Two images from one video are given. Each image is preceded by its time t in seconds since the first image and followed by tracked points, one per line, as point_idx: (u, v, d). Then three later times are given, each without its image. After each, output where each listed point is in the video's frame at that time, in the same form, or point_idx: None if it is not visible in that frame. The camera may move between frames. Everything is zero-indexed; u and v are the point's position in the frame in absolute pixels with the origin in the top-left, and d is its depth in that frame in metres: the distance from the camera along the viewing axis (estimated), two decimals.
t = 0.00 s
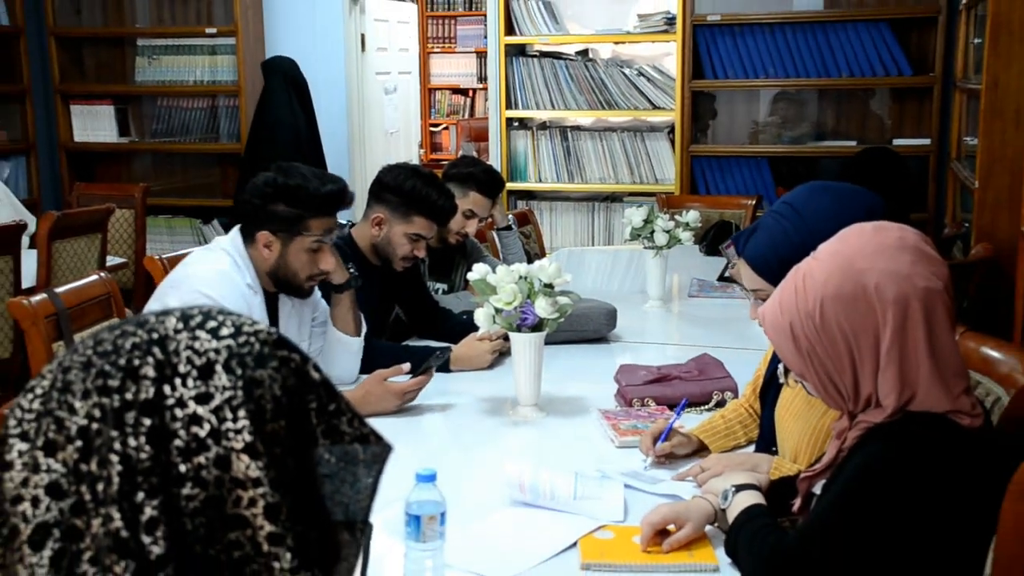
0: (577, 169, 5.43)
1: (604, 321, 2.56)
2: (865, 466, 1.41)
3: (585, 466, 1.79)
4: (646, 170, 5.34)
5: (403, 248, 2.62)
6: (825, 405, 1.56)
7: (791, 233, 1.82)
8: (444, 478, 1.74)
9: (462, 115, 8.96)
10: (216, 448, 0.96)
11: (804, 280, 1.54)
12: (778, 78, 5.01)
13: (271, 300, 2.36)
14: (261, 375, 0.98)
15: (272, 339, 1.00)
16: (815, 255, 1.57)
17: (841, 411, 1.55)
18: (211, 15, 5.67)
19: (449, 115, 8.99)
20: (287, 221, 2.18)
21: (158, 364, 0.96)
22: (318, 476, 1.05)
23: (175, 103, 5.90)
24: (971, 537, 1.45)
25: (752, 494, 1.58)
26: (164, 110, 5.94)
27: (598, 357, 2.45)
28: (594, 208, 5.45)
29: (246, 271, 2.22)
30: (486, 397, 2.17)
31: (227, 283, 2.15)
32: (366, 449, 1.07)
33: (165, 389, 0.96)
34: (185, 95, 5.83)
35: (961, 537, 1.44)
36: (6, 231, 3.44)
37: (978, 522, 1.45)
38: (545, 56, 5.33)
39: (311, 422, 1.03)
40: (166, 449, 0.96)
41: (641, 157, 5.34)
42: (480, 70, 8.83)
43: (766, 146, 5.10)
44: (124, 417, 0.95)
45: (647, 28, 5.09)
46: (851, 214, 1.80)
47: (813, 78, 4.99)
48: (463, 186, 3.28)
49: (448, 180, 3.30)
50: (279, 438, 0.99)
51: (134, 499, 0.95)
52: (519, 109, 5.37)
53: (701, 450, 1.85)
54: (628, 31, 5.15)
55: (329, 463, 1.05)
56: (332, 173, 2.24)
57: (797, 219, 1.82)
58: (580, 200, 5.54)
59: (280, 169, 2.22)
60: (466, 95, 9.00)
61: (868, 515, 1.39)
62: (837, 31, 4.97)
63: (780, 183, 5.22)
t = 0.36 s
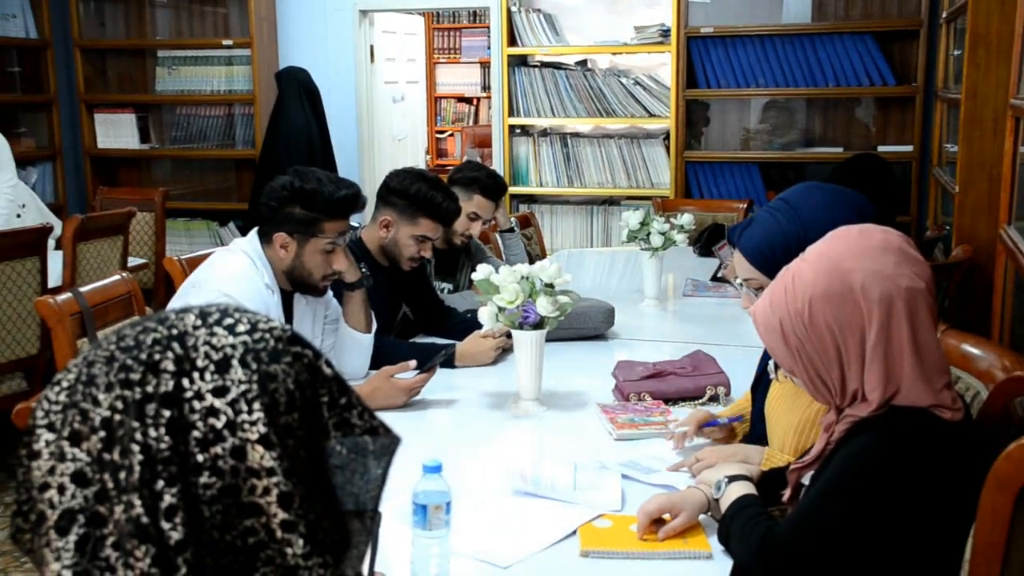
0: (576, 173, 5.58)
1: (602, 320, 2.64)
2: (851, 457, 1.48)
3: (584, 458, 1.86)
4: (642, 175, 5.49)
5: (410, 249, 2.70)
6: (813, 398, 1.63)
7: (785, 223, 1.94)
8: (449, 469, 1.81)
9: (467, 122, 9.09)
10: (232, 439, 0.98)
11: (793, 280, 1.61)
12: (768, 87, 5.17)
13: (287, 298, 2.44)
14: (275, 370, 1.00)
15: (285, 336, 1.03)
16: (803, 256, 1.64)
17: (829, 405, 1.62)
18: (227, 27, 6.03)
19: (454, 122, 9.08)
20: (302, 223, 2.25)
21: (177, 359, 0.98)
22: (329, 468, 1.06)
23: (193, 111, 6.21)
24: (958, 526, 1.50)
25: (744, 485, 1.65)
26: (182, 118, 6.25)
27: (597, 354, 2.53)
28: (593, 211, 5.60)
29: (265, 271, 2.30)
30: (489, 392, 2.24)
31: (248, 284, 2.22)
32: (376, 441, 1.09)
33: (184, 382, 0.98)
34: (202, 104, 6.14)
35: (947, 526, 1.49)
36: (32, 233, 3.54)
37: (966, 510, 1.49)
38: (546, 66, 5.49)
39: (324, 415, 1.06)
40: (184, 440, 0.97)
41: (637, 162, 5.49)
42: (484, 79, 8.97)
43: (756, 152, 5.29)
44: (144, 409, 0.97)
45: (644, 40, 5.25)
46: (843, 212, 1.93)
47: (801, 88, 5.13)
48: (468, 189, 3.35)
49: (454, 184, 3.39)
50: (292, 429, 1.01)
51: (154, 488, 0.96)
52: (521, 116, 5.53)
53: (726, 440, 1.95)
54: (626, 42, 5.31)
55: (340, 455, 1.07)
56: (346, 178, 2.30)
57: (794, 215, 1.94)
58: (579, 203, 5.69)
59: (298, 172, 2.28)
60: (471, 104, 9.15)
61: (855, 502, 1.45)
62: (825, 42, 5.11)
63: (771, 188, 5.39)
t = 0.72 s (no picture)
0: (575, 178, 5.76)
1: (600, 317, 2.71)
2: (838, 447, 1.55)
3: (582, 449, 1.94)
4: (638, 179, 5.68)
5: (415, 250, 2.79)
6: (804, 391, 1.70)
7: (778, 220, 2.06)
8: (453, 461, 1.89)
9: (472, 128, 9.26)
10: (245, 431, 1.02)
11: (785, 277, 1.68)
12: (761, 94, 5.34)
13: (296, 297, 2.51)
14: (287, 365, 1.05)
15: (296, 332, 1.07)
16: (796, 254, 1.71)
17: (820, 397, 1.69)
18: (241, 36, 6.19)
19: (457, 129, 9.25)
20: (310, 225, 2.32)
21: (193, 354, 1.02)
22: (338, 459, 1.11)
23: (209, 118, 6.38)
24: (935, 516, 1.57)
25: (736, 476, 1.73)
26: (198, 124, 6.43)
27: (594, 350, 2.60)
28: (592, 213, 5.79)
29: (274, 269, 2.38)
30: (491, 386, 2.32)
31: (259, 284, 2.29)
32: (384, 433, 1.12)
33: (199, 376, 1.02)
34: (217, 111, 6.33)
35: (926, 514, 1.56)
36: (55, 233, 3.62)
37: (942, 499, 1.56)
38: (546, 74, 5.66)
39: (332, 407, 1.10)
40: (199, 432, 1.02)
41: (633, 167, 5.67)
42: (487, 87, 9.11)
43: (748, 157, 5.46)
44: (161, 402, 1.00)
45: (640, 50, 5.44)
46: (827, 209, 2.07)
47: (791, 95, 5.30)
48: (471, 193, 3.43)
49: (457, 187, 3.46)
50: (302, 421, 1.06)
51: (171, 478, 1.00)
52: (523, 122, 5.71)
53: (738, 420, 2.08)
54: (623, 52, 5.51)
55: (349, 446, 1.11)
56: (353, 182, 2.37)
57: (784, 210, 2.07)
58: (578, 205, 5.88)
59: (307, 176, 2.34)
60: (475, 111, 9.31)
61: (839, 491, 1.52)
62: (812, 52, 5.30)
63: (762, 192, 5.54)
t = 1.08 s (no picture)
0: (573, 183, 6.14)
1: (597, 315, 2.81)
2: (806, 441, 1.61)
3: (581, 441, 2.03)
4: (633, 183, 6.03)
5: (422, 251, 2.88)
6: (771, 369, 1.78)
7: (774, 219, 2.20)
8: (458, 451, 1.98)
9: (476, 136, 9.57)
10: (262, 421, 1.07)
11: (775, 255, 1.75)
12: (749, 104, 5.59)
13: (309, 296, 2.60)
14: (300, 359, 1.10)
15: (309, 328, 1.12)
16: (787, 237, 1.78)
17: (786, 378, 1.76)
18: (258, 49, 6.65)
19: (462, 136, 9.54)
20: (323, 228, 2.42)
21: (212, 349, 1.07)
22: (349, 448, 1.18)
23: (228, 127, 6.81)
24: (904, 502, 1.65)
25: (727, 475, 1.80)
26: (217, 133, 6.87)
27: (592, 346, 2.70)
28: (589, 216, 6.18)
29: (289, 270, 2.48)
30: (494, 381, 2.41)
31: (274, 283, 2.39)
32: (392, 422, 1.20)
33: (218, 370, 1.07)
34: (236, 120, 6.76)
35: (890, 505, 1.65)
36: (83, 236, 3.80)
37: (903, 495, 1.65)
38: (546, 84, 6.02)
39: (342, 399, 1.17)
40: (218, 422, 1.06)
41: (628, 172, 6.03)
42: (490, 96, 9.42)
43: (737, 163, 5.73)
44: (182, 394, 1.05)
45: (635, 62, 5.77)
46: (812, 211, 2.24)
47: (779, 105, 5.56)
48: (475, 197, 3.52)
49: (462, 191, 3.56)
50: (314, 412, 1.11)
51: (193, 465, 1.05)
52: (524, 130, 6.09)
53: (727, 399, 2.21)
54: (618, 64, 5.86)
55: (359, 437, 1.18)
56: (364, 187, 2.46)
57: (778, 209, 2.22)
58: (576, 208, 6.27)
59: (319, 182, 2.44)
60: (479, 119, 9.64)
61: (810, 484, 1.59)
62: (799, 64, 5.56)
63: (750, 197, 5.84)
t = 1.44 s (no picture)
0: (572, 187, 6.42)
1: (594, 312, 2.92)
2: (784, 444, 1.65)
3: (581, 431, 2.15)
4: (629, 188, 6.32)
5: (429, 251, 3.01)
6: (751, 349, 1.83)
7: (764, 219, 2.31)
8: (464, 440, 2.10)
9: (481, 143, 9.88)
10: (278, 411, 1.10)
11: (778, 241, 1.79)
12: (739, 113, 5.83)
13: (322, 295, 2.71)
14: (315, 353, 1.13)
15: (323, 324, 1.16)
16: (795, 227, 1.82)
17: (762, 361, 1.81)
18: (275, 61, 7.08)
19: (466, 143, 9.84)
20: (335, 230, 2.53)
21: (232, 343, 1.10)
22: (361, 437, 1.22)
23: (246, 134, 7.26)
24: (879, 498, 1.70)
25: (712, 471, 1.87)
26: (236, 140, 7.31)
27: (590, 341, 2.81)
28: (586, 218, 6.47)
29: (304, 270, 2.59)
30: (498, 374, 2.52)
31: (289, 282, 2.51)
32: (401, 413, 1.24)
33: (236, 363, 1.10)
34: (254, 128, 7.18)
35: (863, 508, 1.68)
36: (110, 238, 4.06)
37: (885, 483, 1.70)
38: (547, 94, 6.33)
39: (355, 393, 1.21)
40: (236, 412, 1.09)
41: (624, 177, 6.31)
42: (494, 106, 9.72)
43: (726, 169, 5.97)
44: (203, 385, 1.08)
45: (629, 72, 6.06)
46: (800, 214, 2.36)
47: (764, 114, 5.80)
48: (479, 201, 3.62)
49: (467, 195, 3.68)
50: (329, 404, 1.14)
51: (213, 454, 1.08)
52: (525, 137, 6.38)
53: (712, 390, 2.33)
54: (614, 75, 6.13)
55: (370, 426, 1.22)
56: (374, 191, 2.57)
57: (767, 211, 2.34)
58: (575, 212, 6.56)
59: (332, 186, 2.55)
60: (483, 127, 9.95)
61: (789, 484, 1.63)
62: (784, 76, 5.78)
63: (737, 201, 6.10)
